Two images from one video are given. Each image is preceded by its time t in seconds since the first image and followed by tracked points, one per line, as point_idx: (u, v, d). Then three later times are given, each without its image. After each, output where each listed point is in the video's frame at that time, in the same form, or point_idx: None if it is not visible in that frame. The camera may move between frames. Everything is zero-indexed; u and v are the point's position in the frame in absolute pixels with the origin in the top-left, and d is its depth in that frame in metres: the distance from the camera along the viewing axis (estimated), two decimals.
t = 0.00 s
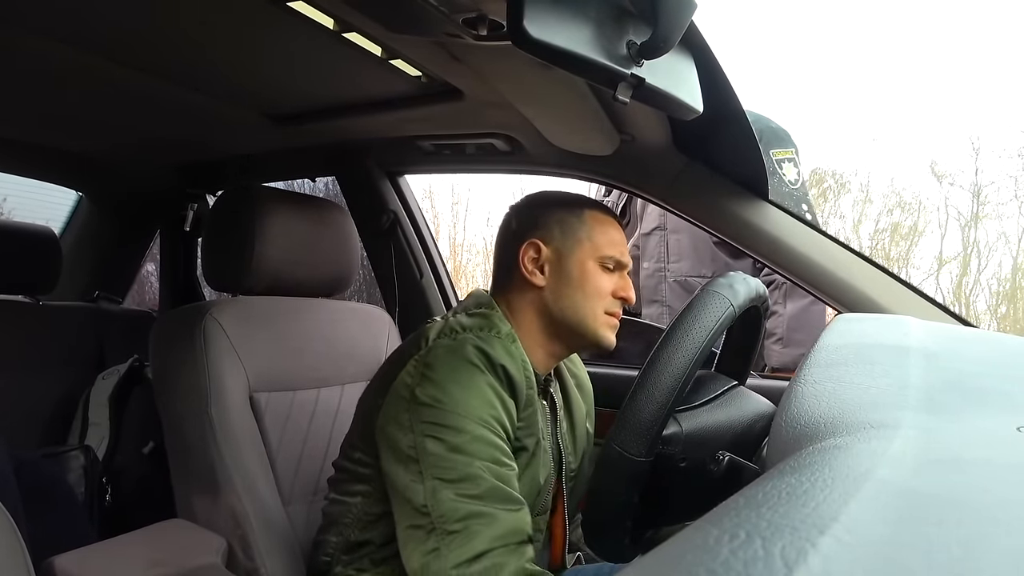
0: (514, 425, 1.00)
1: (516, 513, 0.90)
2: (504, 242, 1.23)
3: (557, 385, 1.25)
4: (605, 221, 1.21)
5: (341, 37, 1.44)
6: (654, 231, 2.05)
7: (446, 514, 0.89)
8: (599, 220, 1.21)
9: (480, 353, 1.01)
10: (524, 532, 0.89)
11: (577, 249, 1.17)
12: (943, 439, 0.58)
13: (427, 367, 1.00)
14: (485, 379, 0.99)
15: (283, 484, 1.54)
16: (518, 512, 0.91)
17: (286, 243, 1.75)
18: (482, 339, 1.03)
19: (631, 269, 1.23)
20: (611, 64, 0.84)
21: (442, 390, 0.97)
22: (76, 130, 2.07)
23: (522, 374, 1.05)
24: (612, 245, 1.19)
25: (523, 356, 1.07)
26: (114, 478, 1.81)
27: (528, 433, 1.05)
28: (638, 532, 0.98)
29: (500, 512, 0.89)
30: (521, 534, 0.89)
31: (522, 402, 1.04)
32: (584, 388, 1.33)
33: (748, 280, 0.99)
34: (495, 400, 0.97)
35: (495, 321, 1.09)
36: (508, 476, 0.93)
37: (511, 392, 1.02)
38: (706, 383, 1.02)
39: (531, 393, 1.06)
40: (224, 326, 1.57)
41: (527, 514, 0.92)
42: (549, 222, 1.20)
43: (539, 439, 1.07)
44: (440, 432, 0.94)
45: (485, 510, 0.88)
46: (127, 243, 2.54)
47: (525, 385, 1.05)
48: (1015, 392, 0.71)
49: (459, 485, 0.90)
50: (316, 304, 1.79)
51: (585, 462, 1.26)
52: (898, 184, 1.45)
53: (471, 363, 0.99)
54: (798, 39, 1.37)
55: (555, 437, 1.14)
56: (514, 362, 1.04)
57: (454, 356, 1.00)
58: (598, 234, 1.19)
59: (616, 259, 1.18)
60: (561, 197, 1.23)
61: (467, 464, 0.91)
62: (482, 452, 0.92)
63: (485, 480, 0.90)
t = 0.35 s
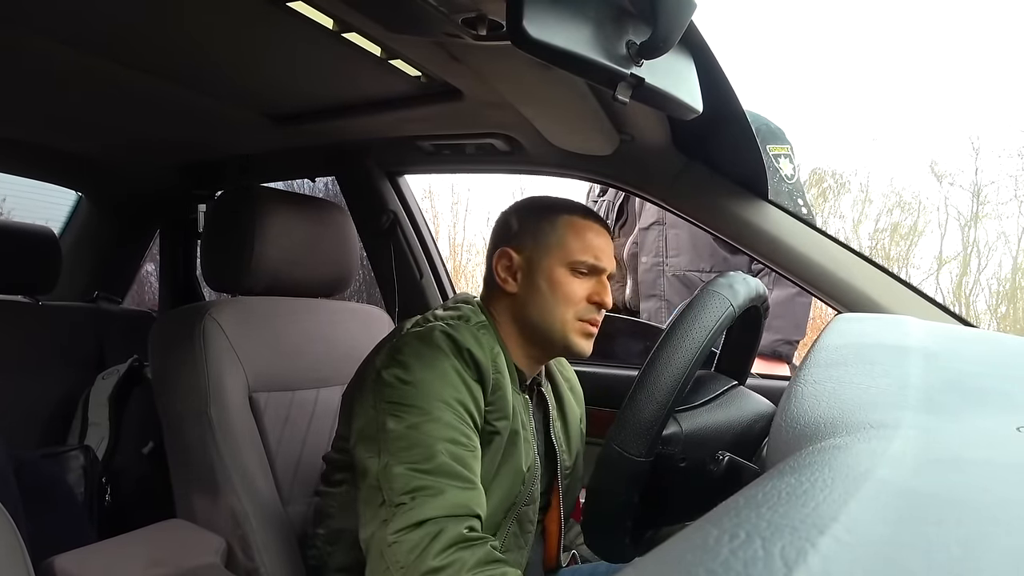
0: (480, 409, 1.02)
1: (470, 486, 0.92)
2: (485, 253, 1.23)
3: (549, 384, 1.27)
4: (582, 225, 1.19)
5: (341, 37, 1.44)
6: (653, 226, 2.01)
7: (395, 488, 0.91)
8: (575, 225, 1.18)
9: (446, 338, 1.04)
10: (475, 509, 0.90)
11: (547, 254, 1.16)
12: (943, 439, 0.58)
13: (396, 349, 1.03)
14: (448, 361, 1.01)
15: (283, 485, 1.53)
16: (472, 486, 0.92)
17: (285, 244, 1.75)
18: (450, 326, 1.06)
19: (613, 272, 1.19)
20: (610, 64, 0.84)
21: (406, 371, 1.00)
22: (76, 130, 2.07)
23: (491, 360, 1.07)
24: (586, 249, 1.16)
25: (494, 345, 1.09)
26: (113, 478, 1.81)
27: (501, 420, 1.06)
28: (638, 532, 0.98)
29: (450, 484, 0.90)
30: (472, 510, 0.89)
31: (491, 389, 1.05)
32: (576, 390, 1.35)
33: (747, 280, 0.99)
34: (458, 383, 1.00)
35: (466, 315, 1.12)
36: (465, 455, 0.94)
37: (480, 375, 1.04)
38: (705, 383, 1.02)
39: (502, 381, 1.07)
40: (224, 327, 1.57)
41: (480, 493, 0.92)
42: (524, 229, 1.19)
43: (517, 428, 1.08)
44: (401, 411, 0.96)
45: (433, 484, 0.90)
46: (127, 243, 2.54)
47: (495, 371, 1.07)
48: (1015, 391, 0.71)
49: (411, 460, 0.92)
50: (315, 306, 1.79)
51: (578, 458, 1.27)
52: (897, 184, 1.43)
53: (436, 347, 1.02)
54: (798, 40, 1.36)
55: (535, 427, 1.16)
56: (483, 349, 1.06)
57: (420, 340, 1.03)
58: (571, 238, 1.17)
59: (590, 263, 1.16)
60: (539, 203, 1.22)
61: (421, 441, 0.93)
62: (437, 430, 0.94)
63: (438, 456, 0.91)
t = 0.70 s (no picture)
0: (466, 412, 1.01)
1: (425, 491, 0.90)
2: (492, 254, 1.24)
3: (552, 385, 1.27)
4: (582, 224, 1.17)
5: (341, 36, 1.44)
6: (653, 216, 2.02)
7: (351, 488, 0.91)
8: (575, 224, 1.17)
9: (436, 339, 1.04)
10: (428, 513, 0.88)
11: (545, 256, 1.15)
12: (943, 439, 0.58)
13: (383, 348, 1.04)
14: (429, 361, 1.00)
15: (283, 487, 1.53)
16: (430, 491, 0.90)
17: (283, 245, 1.75)
18: (444, 328, 1.06)
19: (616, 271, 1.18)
20: (611, 64, 0.84)
21: (387, 370, 1.00)
22: (77, 130, 2.07)
23: (482, 363, 1.06)
24: (584, 249, 1.15)
25: (489, 348, 1.08)
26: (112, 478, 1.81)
27: (495, 424, 1.05)
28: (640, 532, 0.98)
29: (400, 486, 0.89)
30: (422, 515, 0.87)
31: (480, 392, 1.05)
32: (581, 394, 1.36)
33: (748, 280, 0.99)
34: (436, 384, 0.98)
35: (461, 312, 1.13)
36: (434, 459, 0.93)
37: (468, 378, 1.03)
38: (705, 383, 1.02)
39: (495, 385, 1.06)
40: (225, 326, 1.57)
41: (441, 499, 0.91)
42: (524, 230, 1.19)
43: (518, 429, 1.08)
44: (377, 410, 0.97)
45: (386, 486, 0.89)
46: (127, 243, 2.54)
47: (489, 374, 1.06)
48: (1014, 391, 0.71)
49: (370, 460, 0.91)
50: (315, 306, 1.79)
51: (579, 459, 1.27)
52: (896, 184, 1.46)
53: (425, 348, 1.02)
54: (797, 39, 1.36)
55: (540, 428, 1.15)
56: (474, 352, 1.06)
57: (409, 340, 1.03)
58: (570, 239, 1.16)
59: (588, 263, 1.15)
60: (541, 201, 1.21)
61: (388, 441, 0.92)
62: (405, 431, 0.93)
63: (399, 458, 0.90)
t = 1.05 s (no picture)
0: (411, 429, 0.99)
1: (375, 514, 0.91)
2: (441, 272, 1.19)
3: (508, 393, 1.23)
4: (525, 237, 1.11)
5: (340, 37, 1.44)
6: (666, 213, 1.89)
7: (308, 522, 0.94)
8: (517, 238, 1.11)
9: (374, 364, 1.02)
10: (376, 534, 0.90)
11: (488, 272, 1.09)
12: (943, 439, 0.58)
13: (324, 380, 1.03)
14: (366, 387, 0.99)
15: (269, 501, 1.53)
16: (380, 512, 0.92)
17: (260, 270, 1.74)
18: (381, 350, 1.04)
19: (564, 283, 1.11)
20: (611, 64, 0.84)
21: (329, 402, 1.00)
22: (77, 130, 2.07)
23: (422, 378, 1.03)
24: (528, 263, 1.09)
25: (431, 364, 1.05)
26: (112, 478, 1.80)
27: (444, 435, 1.03)
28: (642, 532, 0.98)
29: (348, 515, 0.91)
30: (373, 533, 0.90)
31: (424, 408, 1.02)
32: (548, 401, 1.31)
33: (745, 281, 0.99)
34: (374, 409, 0.97)
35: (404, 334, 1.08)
36: (378, 483, 0.93)
37: (411, 395, 1.01)
38: (705, 385, 1.02)
39: (439, 397, 1.03)
40: (202, 355, 1.59)
41: (392, 516, 0.92)
42: (465, 247, 1.14)
43: (472, 440, 1.05)
44: (323, 442, 0.98)
45: (334, 516, 0.92)
46: (128, 243, 2.54)
47: (431, 387, 1.03)
48: (1013, 392, 0.71)
49: (318, 493, 0.94)
50: (291, 339, 1.79)
51: (546, 465, 1.23)
52: (896, 184, 1.44)
53: (363, 374, 1.01)
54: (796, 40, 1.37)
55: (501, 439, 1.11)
56: (412, 370, 1.03)
57: (348, 368, 1.03)
58: (513, 253, 1.10)
59: (533, 278, 1.08)
60: (484, 215, 1.15)
61: (332, 473, 0.95)
62: (348, 460, 0.95)
63: (342, 487, 0.93)
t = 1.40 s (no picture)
0: (395, 427, 1.00)
1: (373, 517, 0.92)
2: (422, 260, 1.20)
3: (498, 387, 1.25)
4: (458, 233, 1.07)
5: (341, 37, 1.44)
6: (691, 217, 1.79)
7: (306, 533, 0.94)
8: (452, 235, 1.07)
9: (352, 368, 1.02)
10: (376, 535, 0.90)
11: (427, 273, 1.09)
12: (943, 439, 0.58)
13: (305, 388, 1.03)
14: (349, 392, 1.00)
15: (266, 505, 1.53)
16: (376, 514, 0.92)
17: (260, 269, 1.74)
18: (356, 354, 1.04)
19: (506, 280, 1.06)
20: (611, 65, 0.84)
21: (313, 410, 0.99)
22: (77, 130, 2.06)
23: (402, 377, 1.04)
24: (458, 263, 1.06)
25: (407, 361, 1.06)
26: (112, 478, 1.81)
27: (428, 430, 1.03)
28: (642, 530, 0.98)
29: (346, 522, 0.91)
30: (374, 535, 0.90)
31: (405, 404, 1.03)
32: (535, 394, 1.33)
33: (739, 285, 0.99)
34: (359, 412, 0.98)
35: (375, 333, 1.10)
36: (370, 484, 0.94)
37: (393, 395, 1.02)
38: (706, 385, 1.02)
39: (418, 394, 1.04)
40: (204, 353, 1.59)
41: (388, 517, 0.92)
42: (419, 247, 1.12)
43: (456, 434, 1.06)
44: (311, 450, 0.98)
45: (331, 523, 0.91)
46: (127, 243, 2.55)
47: (411, 385, 1.04)
48: (1013, 391, 0.71)
49: (313, 502, 0.94)
50: (292, 338, 1.79)
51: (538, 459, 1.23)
52: (897, 184, 1.44)
53: (342, 379, 1.01)
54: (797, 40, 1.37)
55: (487, 428, 1.13)
56: (392, 370, 1.03)
57: (327, 374, 1.03)
58: (446, 252, 1.07)
59: (464, 278, 1.05)
60: (432, 210, 1.12)
61: (324, 480, 0.94)
62: (339, 466, 0.95)
63: (336, 493, 0.92)
